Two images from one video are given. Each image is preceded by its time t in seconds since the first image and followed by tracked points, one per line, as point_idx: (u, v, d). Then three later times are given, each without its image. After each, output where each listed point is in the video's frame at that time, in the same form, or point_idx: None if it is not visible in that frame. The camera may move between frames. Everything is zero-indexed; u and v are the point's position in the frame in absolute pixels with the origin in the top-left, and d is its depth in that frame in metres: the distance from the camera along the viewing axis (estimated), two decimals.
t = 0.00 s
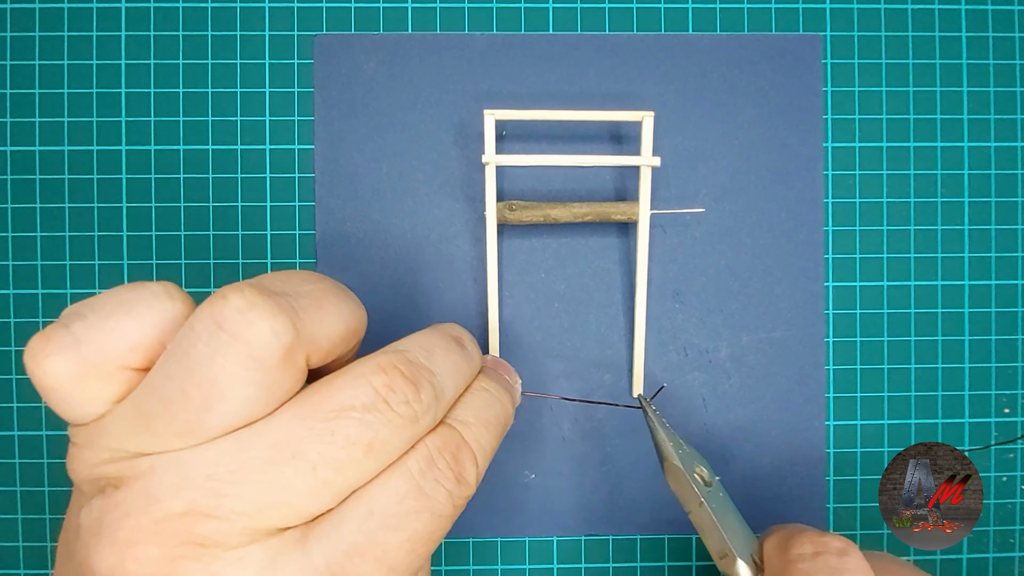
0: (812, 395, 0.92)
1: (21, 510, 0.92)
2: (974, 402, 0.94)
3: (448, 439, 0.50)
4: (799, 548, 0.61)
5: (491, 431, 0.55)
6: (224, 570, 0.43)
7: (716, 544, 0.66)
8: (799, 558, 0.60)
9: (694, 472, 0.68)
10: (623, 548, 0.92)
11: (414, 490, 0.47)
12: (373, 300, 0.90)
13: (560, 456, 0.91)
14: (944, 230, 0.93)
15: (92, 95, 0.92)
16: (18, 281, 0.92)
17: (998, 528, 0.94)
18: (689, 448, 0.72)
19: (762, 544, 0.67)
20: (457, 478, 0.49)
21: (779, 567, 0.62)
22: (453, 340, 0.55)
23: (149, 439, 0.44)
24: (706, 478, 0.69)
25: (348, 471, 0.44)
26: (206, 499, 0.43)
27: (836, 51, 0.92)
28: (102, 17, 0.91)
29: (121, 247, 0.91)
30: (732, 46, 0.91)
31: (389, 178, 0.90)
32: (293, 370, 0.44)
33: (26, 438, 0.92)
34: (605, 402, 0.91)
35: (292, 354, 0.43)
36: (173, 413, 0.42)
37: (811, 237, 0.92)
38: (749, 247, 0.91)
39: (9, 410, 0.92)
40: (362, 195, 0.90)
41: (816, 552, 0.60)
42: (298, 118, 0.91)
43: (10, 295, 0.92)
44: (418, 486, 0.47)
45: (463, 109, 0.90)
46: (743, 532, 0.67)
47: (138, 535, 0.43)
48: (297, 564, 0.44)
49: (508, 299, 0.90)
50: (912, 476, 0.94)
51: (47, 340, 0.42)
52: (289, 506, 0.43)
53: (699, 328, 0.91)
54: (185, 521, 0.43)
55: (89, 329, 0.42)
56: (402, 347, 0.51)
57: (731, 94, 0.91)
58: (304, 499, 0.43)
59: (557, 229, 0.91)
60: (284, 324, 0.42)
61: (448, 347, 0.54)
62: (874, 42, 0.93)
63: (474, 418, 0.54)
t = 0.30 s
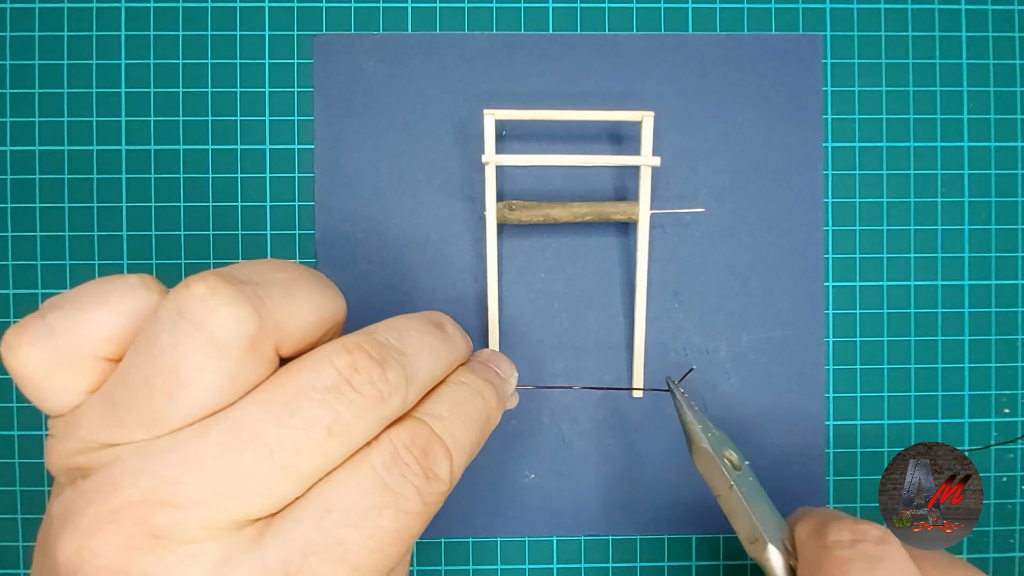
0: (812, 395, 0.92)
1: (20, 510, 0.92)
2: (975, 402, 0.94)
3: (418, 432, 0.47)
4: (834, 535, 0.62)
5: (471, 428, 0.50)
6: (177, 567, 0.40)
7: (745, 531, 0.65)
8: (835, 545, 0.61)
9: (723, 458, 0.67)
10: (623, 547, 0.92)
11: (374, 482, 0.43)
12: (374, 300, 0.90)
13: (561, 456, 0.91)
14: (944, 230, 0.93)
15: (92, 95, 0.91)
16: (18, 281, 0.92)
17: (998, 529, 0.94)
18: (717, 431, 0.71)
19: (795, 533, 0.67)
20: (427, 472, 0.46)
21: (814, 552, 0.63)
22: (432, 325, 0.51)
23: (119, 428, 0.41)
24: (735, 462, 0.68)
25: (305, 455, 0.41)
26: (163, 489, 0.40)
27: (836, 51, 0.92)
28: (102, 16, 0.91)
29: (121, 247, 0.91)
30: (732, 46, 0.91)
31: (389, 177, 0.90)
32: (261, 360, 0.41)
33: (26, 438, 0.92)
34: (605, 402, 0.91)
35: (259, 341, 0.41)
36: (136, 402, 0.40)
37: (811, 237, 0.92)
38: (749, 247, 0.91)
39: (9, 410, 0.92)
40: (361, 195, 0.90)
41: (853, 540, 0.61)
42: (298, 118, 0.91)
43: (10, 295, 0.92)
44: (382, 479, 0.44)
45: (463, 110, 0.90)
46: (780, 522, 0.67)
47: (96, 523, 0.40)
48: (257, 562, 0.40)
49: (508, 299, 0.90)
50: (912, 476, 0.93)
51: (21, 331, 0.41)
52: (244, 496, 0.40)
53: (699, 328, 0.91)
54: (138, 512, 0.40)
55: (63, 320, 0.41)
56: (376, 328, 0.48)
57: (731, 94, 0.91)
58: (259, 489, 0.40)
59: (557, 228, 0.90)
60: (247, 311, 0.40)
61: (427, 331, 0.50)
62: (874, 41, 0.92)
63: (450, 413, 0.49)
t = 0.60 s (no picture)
0: (812, 395, 0.92)
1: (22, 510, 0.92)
2: (975, 402, 0.94)
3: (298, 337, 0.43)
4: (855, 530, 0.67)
5: (375, 336, 0.46)
6: (40, 474, 0.39)
7: (770, 523, 0.66)
8: (861, 538, 0.66)
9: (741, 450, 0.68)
10: (623, 547, 0.92)
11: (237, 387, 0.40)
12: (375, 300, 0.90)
13: (561, 455, 0.91)
14: (943, 229, 0.93)
15: (92, 95, 0.92)
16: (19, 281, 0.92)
17: (998, 528, 0.94)
18: (730, 426, 0.72)
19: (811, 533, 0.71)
20: (303, 381, 0.42)
21: (838, 546, 0.67)
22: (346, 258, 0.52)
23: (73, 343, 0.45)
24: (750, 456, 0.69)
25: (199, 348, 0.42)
26: (56, 395, 0.40)
27: (836, 51, 0.92)
28: (102, 16, 0.91)
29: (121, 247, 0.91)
30: (732, 46, 0.91)
31: (389, 177, 0.90)
32: (180, 259, 0.47)
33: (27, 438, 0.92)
34: (605, 402, 0.91)
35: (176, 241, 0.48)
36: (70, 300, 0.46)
37: (811, 236, 0.92)
38: (749, 247, 0.91)
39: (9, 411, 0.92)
40: (361, 195, 0.90)
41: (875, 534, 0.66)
42: (298, 118, 0.91)
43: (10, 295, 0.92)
44: (246, 387, 0.40)
45: (463, 110, 0.90)
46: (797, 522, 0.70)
47: None
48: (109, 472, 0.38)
49: (508, 299, 0.90)
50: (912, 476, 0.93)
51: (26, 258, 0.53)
52: (126, 395, 0.40)
53: (699, 328, 0.91)
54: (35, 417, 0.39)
55: (58, 255, 0.53)
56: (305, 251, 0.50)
57: (731, 93, 0.91)
58: (138, 385, 0.40)
59: (557, 228, 0.91)
60: (173, 218, 0.48)
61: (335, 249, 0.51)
62: (874, 41, 0.93)
63: (346, 324, 0.45)
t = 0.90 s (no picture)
0: (812, 395, 0.92)
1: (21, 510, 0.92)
2: (975, 402, 0.94)
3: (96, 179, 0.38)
4: (824, 524, 0.77)
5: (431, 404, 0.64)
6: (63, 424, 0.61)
7: (749, 516, 0.70)
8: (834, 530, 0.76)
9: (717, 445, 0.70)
10: (623, 547, 0.92)
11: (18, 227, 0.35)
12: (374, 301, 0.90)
13: (560, 455, 0.91)
14: (944, 230, 0.93)
15: (91, 95, 0.91)
16: (19, 282, 0.92)
17: (998, 529, 0.94)
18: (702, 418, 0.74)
19: (778, 533, 0.78)
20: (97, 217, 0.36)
21: (814, 539, 0.75)
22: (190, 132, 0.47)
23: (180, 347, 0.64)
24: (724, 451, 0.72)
25: (212, 355, 0.63)
26: (170, 351, 0.63)
27: (836, 51, 0.92)
28: (102, 17, 0.91)
29: (121, 247, 0.91)
30: (732, 46, 0.91)
31: (388, 177, 0.90)
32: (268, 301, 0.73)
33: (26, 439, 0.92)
34: (604, 402, 0.91)
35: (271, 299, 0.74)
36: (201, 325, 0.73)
37: (810, 237, 0.92)
38: (749, 247, 0.91)
39: (9, 411, 0.92)
40: (360, 195, 0.90)
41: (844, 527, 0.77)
42: (298, 118, 0.91)
43: (10, 295, 0.92)
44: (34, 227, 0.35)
45: (463, 110, 0.90)
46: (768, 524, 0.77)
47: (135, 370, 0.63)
48: (170, 392, 0.60)
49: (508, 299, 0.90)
50: (912, 476, 0.93)
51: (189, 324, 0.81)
52: (187, 356, 0.62)
53: (699, 328, 0.91)
54: (117, 402, 0.60)
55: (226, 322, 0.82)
56: (334, 296, 0.72)
57: (730, 94, 0.91)
58: (215, 348, 0.63)
59: (556, 228, 0.91)
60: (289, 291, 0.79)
61: (370, 297, 0.72)
62: (874, 41, 0.93)
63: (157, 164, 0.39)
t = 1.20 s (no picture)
0: (812, 395, 0.92)
1: (20, 510, 0.92)
2: (975, 401, 0.94)
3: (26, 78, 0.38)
4: (751, 559, 0.79)
5: (495, 420, 0.64)
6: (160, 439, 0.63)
7: (680, 551, 0.68)
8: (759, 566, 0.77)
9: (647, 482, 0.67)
10: (623, 547, 0.92)
11: None
12: (374, 301, 0.90)
13: (561, 455, 0.91)
14: (944, 229, 0.93)
15: (92, 95, 0.92)
16: (19, 282, 0.92)
17: (998, 528, 0.94)
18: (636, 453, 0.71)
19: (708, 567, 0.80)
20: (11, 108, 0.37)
21: None
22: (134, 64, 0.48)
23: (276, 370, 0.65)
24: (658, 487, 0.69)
25: (317, 373, 0.64)
26: (268, 376, 0.64)
27: (836, 51, 0.92)
28: (102, 17, 0.91)
29: (121, 247, 0.91)
30: (732, 46, 0.91)
31: (388, 178, 0.90)
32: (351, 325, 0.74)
33: (26, 439, 0.92)
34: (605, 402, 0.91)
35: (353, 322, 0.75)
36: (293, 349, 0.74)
37: (810, 236, 0.92)
38: (749, 246, 0.91)
39: (9, 411, 0.92)
40: (361, 196, 0.90)
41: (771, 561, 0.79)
42: (298, 118, 0.91)
43: (10, 295, 0.92)
44: None
45: (463, 111, 0.90)
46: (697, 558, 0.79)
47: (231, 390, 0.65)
48: (275, 413, 0.62)
49: (508, 300, 0.90)
50: (912, 476, 0.93)
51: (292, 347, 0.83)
52: (278, 382, 0.63)
53: (699, 328, 0.91)
54: (215, 419, 0.62)
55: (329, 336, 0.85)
56: (425, 320, 0.71)
57: (730, 94, 0.91)
58: (312, 374, 0.64)
59: (557, 228, 0.91)
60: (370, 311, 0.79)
61: (455, 322, 0.72)
62: (874, 41, 0.93)
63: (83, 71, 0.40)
